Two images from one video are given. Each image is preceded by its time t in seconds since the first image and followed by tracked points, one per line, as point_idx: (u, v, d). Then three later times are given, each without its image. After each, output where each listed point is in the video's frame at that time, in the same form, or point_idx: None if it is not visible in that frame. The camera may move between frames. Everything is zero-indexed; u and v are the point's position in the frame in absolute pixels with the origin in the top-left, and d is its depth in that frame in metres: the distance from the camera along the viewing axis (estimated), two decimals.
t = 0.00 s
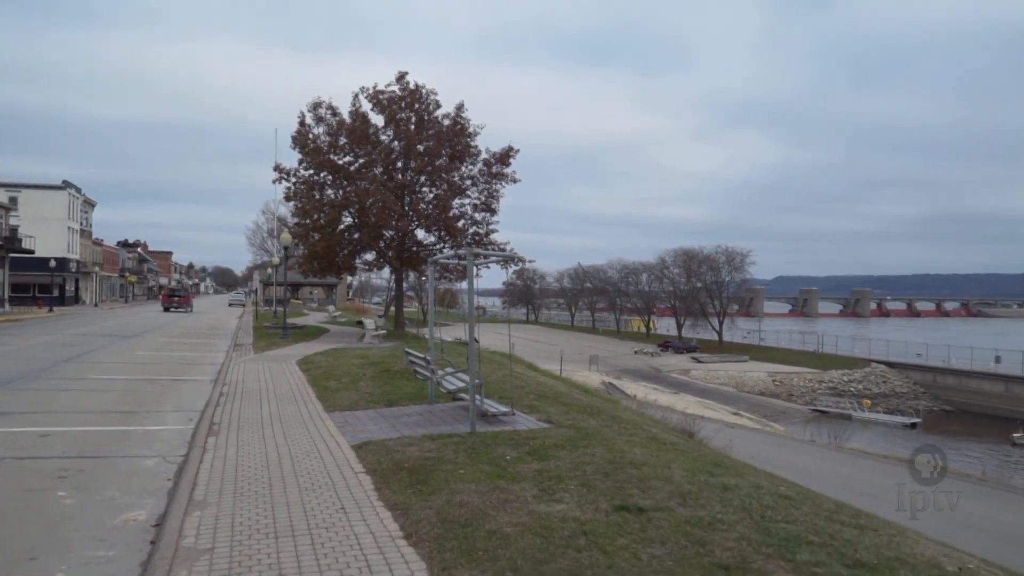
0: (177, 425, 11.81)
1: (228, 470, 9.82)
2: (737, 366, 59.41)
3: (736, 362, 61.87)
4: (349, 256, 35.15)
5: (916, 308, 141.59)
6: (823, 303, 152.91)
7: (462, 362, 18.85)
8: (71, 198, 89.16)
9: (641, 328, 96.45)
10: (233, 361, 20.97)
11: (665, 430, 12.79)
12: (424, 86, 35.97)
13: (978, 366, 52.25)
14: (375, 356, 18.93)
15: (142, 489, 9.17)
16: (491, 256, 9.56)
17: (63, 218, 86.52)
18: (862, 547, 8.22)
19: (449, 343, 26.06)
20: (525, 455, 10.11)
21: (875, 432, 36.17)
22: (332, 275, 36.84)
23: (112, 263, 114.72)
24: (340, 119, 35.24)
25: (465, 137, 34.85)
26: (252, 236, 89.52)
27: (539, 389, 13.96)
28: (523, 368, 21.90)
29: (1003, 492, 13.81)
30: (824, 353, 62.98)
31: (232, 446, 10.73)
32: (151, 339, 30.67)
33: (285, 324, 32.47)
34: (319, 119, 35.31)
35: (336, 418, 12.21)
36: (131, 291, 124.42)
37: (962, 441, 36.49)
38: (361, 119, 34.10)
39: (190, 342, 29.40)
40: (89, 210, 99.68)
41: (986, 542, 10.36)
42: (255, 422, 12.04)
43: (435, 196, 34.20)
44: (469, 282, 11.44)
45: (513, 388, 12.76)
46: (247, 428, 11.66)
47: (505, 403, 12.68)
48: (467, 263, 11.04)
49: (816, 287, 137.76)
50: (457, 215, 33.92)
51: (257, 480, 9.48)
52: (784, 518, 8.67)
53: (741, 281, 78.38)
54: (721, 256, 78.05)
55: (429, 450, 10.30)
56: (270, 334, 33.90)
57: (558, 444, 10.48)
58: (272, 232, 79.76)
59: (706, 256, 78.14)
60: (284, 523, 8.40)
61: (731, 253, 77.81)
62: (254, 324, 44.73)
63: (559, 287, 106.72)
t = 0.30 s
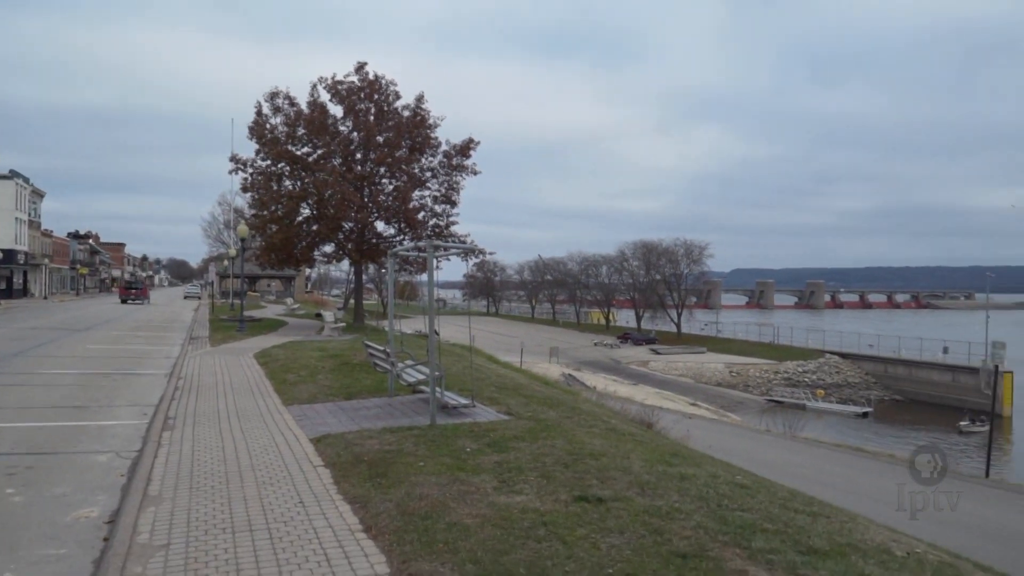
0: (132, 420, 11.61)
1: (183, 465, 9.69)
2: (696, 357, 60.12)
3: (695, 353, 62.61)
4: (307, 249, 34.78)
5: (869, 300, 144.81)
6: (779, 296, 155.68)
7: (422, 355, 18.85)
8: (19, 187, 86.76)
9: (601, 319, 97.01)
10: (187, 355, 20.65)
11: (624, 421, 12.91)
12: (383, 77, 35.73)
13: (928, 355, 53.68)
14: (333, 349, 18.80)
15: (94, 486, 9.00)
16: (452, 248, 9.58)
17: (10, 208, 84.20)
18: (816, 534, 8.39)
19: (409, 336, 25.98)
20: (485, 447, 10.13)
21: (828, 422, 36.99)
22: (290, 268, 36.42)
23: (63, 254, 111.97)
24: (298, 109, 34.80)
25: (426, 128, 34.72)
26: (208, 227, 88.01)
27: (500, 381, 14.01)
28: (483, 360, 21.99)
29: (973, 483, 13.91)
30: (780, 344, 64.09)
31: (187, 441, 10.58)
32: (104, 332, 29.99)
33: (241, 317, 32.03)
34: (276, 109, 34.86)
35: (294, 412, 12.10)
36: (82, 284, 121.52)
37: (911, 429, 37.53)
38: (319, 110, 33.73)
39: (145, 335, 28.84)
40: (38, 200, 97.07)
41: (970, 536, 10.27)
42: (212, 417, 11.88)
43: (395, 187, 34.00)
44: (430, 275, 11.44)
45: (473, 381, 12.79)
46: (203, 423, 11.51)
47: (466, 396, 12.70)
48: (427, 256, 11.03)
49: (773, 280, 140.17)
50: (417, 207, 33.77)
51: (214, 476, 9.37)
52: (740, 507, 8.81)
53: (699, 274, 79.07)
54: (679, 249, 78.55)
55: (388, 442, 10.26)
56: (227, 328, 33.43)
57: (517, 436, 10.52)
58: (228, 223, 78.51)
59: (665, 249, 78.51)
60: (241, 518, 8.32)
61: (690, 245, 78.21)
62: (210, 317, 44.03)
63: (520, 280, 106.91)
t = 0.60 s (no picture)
0: (85, 414, 11.39)
1: (138, 459, 9.53)
2: (656, 346, 60.76)
3: (655, 343, 63.28)
4: (265, 239, 34.32)
5: (823, 290, 147.94)
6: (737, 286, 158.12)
7: (384, 346, 18.80)
8: None
9: (562, 310, 97.45)
10: (142, 346, 20.29)
11: (584, 410, 13.00)
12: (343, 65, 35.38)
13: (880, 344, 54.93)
14: (293, 340, 18.65)
15: (45, 482, 8.81)
16: (412, 239, 9.57)
17: None
18: (772, 520, 8.54)
19: (368, 327, 25.81)
20: (446, 437, 10.13)
21: (784, 410, 37.71)
22: (247, 258, 35.91)
23: (10, 244, 108.96)
24: (256, 97, 34.26)
25: (386, 118, 34.50)
26: (164, 216, 86.36)
27: (461, 371, 14.02)
28: (444, 351, 22.02)
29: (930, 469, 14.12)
30: (738, 333, 65.17)
31: (142, 434, 10.42)
32: (55, 324, 29.26)
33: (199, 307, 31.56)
34: (233, 96, 34.28)
35: (252, 404, 11.98)
36: (30, 274, 118.42)
37: (865, 416, 38.47)
38: (277, 98, 33.26)
39: (99, 327, 28.20)
40: None
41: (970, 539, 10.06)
42: (168, 409, 11.70)
43: (355, 177, 33.72)
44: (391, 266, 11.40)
45: (434, 371, 12.79)
46: (159, 415, 11.33)
47: (426, 386, 12.71)
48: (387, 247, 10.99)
49: (731, 270, 142.30)
50: (377, 197, 33.54)
51: (170, 469, 9.24)
52: (698, 494, 8.94)
53: (659, 265, 79.94)
54: (640, 239, 79.27)
55: (349, 434, 10.21)
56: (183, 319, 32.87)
57: (478, 426, 10.54)
58: (184, 213, 77.12)
59: (626, 239, 79.10)
60: (198, 512, 8.22)
61: (650, 236, 78.87)
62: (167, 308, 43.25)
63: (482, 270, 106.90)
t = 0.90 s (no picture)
0: (36, 407, 11.14)
1: (93, 452, 9.34)
2: (618, 336, 61.23)
3: (617, 333, 63.81)
4: (223, 228, 33.82)
5: (780, 280, 150.64)
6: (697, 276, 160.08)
7: (344, 336, 18.71)
8: None
9: (524, 300, 97.78)
10: (95, 338, 19.88)
11: (545, 400, 13.07)
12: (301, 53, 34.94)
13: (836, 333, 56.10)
14: (252, 331, 18.45)
15: None
16: (373, 229, 9.56)
17: None
18: (729, 505, 8.68)
19: (329, 317, 25.62)
20: (408, 428, 10.11)
21: (743, 398, 38.34)
22: (205, 248, 35.33)
23: None
24: (212, 84, 33.64)
25: (346, 106, 34.18)
26: (118, 205, 84.41)
27: (421, 362, 14.00)
28: (405, 341, 21.99)
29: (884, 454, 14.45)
30: (697, 323, 66.05)
31: (97, 428, 10.21)
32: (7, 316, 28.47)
33: (155, 299, 31.01)
34: (189, 83, 33.69)
35: (210, 396, 11.83)
36: None
37: (821, 403, 39.29)
38: (234, 85, 32.73)
39: (52, 318, 27.52)
40: None
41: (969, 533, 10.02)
42: (123, 402, 11.51)
43: (314, 166, 33.38)
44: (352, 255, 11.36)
45: (394, 362, 12.77)
46: (114, 408, 11.13)
47: (387, 377, 12.68)
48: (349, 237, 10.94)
49: (691, 261, 143.99)
50: (338, 186, 33.25)
51: (126, 462, 9.08)
52: (658, 481, 9.05)
53: (620, 255, 80.65)
54: (601, 230, 79.84)
55: (309, 425, 10.13)
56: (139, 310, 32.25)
57: (440, 417, 10.55)
58: (139, 203, 75.44)
59: (587, 229, 79.62)
60: (155, 505, 8.09)
61: (612, 227, 79.75)
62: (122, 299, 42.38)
63: (443, 260, 106.78)
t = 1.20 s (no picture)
0: None
1: (45, 449, 9.14)
2: (581, 328, 61.57)
3: (579, 324, 64.18)
4: (180, 220, 33.21)
5: (740, 273, 153.00)
6: (658, 269, 161.72)
7: (305, 329, 18.55)
8: None
9: (486, 292, 97.85)
10: (46, 332, 19.41)
11: (508, 392, 13.11)
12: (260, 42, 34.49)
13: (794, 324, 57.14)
14: (210, 324, 18.19)
15: None
16: (334, 221, 9.48)
17: None
18: (689, 495, 8.80)
19: (289, 310, 25.34)
20: (370, 421, 10.07)
21: (703, 389, 38.87)
22: (161, 240, 34.67)
23: None
24: (168, 72, 33.02)
25: (306, 97, 33.83)
26: (71, 196, 82.30)
27: (384, 354, 13.95)
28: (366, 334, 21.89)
29: (838, 442, 14.77)
30: (659, 315, 66.74)
31: (49, 424, 9.99)
32: None
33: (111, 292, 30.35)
34: (143, 72, 33.01)
35: (167, 390, 11.65)
36: None
37: (779, 393, 40.00)
38: (191, 74, 32.19)
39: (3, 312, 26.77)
40: None
41: (966, 532, 9.92)
42: (78, 396, 11.30)
43: (274, 157, 32.97)
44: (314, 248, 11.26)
45: (355, 355, 12.71)
46: (67, 404, 10.92)
47: (349, 370, 12.62)
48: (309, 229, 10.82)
49: (652, 254, 145.40)
50: (298, 177, 32.87)
51: (79, 459, 8.91)
52: (620, 472, 9.13)
53: (582, 247, 81.25)
54: (563, 222, 80.30)
55: (269, 420, 10.03)
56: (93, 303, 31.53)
57: (402, 410, 10.52)
58: (92, 193, 73.64)
59: (549, 222, 80.01)
60: (110, 501, 7.95)
61: (573, 219, 80.36)
62: (76, 292, 41.42)
63: (405, 253, 106.38)
